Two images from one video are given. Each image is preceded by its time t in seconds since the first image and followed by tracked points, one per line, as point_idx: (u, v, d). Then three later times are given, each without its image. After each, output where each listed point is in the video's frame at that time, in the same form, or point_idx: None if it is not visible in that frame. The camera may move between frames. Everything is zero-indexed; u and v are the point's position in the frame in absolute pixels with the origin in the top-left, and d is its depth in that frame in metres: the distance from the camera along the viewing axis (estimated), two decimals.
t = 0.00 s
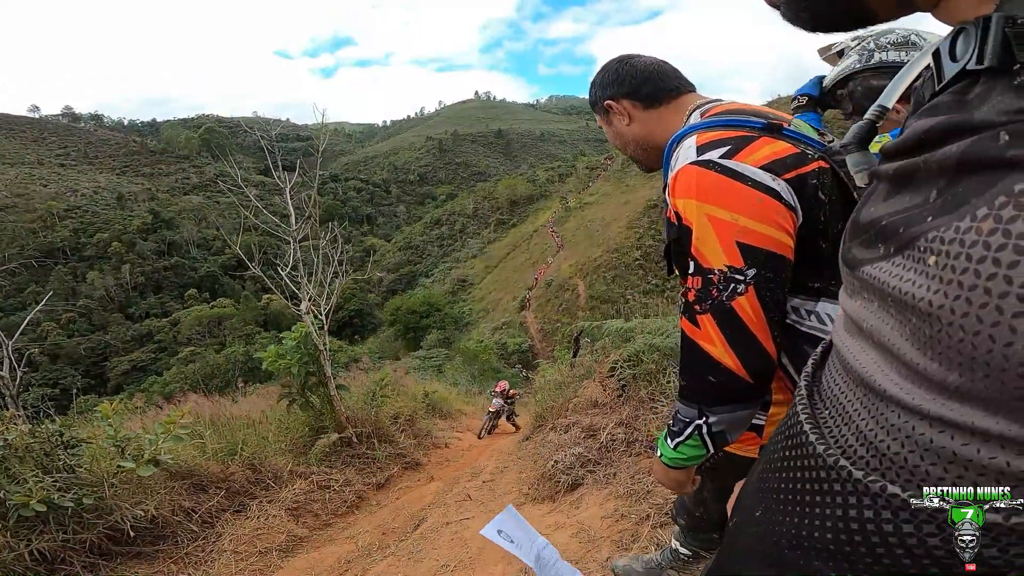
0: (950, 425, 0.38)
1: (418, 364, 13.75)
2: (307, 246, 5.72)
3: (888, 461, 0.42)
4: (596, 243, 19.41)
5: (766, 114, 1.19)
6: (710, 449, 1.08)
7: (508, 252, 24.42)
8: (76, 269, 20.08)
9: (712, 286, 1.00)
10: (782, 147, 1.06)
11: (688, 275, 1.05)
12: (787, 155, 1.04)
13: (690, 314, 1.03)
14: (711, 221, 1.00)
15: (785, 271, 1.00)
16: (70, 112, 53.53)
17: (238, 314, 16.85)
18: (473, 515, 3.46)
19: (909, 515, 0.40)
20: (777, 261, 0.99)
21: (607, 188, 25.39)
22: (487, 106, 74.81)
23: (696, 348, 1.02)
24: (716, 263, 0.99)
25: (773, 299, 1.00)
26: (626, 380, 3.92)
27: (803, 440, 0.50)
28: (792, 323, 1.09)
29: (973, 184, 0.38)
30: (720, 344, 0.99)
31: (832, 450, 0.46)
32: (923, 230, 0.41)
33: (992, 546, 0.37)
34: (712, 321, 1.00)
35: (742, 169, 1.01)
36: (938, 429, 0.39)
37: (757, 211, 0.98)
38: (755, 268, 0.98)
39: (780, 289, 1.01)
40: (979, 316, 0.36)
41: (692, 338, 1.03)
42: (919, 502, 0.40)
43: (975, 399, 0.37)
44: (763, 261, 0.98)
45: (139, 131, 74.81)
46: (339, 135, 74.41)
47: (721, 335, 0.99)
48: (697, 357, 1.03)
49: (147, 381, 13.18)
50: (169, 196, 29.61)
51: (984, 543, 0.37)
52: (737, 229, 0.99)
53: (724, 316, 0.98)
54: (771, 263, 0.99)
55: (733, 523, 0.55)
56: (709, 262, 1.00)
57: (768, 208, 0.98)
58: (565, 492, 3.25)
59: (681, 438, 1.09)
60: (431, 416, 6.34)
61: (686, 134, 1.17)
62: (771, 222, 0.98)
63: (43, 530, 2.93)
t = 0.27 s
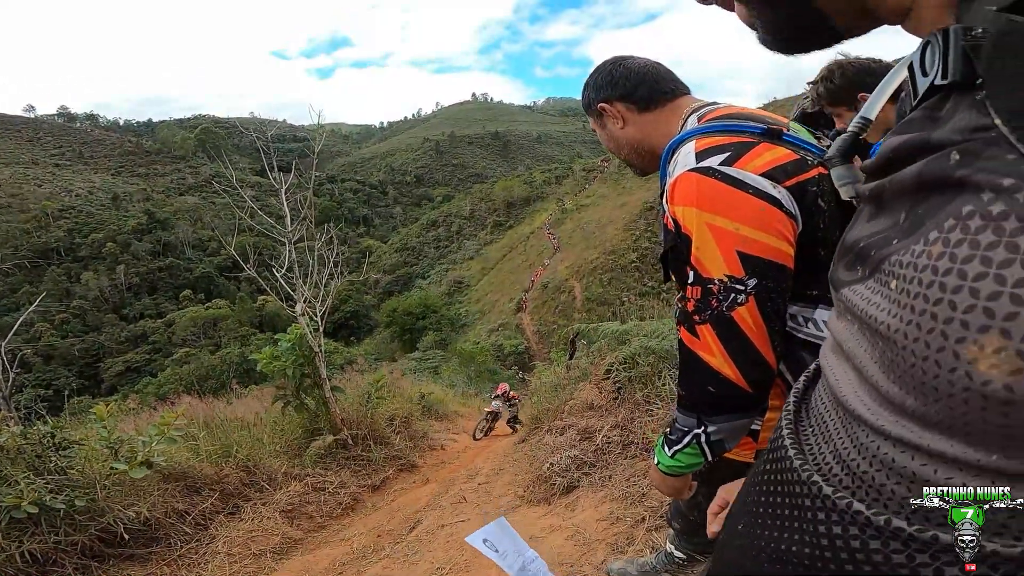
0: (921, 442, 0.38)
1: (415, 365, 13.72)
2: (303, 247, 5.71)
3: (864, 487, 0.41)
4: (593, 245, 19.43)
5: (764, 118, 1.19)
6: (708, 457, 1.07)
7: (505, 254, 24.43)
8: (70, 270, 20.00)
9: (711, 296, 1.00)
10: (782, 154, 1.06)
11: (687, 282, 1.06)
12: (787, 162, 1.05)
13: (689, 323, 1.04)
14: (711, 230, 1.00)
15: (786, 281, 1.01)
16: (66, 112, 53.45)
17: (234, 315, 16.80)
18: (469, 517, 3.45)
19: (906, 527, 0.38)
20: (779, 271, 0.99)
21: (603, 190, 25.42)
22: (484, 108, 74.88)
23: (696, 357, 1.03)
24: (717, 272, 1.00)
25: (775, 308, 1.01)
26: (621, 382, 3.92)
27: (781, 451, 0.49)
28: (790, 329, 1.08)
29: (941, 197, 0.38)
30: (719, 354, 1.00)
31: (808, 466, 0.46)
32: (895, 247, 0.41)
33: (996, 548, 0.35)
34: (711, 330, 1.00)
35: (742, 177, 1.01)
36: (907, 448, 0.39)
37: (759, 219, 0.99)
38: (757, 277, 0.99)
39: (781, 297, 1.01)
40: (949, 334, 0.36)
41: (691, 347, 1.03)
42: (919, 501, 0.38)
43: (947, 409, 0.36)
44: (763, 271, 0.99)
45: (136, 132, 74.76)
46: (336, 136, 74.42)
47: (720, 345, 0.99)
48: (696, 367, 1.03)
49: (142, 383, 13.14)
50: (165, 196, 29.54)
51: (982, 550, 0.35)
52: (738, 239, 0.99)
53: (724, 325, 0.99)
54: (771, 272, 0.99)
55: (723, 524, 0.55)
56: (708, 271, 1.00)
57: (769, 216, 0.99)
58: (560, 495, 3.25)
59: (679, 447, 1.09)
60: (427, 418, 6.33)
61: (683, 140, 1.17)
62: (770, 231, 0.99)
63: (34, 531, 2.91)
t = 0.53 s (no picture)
0: (884, 478, 0.43)
1: (410, 366, 13.70)
2: (298, 248, 5.69)
3: (855, 529, 0.45)
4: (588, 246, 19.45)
5: (761, 123, 1.19)
6: (701, 461, 1.12)
7: (500, 255, 24.44)
8: (62, 270, 19.88)
9: (707, 305, 1.02)
10: (780, 160, 1.06)
11: (686, 289, 1.06)
12: (784, 168, 1.05)
13: (686, 331, 1.05)
14: (709, 237, 1.01)
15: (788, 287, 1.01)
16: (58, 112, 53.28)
17: (228, 316, 16.73)
18: (466, 519, 3.44)
19: (930, 531, 0.41)
20: (779, 278, 0.99)
21: (599, 190, 25.44)
22: (480, 109, 74.96)
23: (693, 363, 1.05)
24: (714, 280, 1.01)
25: (774, 315, 1.01)
26: (619, 382, 3.93)
27: (783, 502, 0.54)
28: (786, 333, 1.02)
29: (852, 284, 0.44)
30: (715, 361, 1.01)
31: (808, 514, 0.50)
32: (831, 329, 0.46)
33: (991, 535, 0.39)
34: (707, 337, 1.01)
35: (740, 184, 1.02)
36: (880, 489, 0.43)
37: (757, 226, 0.99)
38: (754, 286, 0.99)
39: (781, 304, 1.01)
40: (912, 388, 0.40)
41: (689, 355, 1.05)
42: (919, 503, 0.41)
43: (921, 440, 0.40)
44: (761, 279, 0.99)
45: (129, 132, 74.51)
46: (331, 137, 74.34)
47: (717, 353, 1.01)
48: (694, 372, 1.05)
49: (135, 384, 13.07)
50: (158, 197, 29.41)
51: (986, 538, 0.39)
52: (736, 247, 1.00)
53: (720, 333, 1.00)
54: (771, 281, 0.99)
55: (752, 565, 0.58)
56: (706, 279, 1.02)
57: (769, 224, 0.99)
58: (557, 496, 3.25)
59: (674, 451, 1.12)
60: (423, 419, 6.33)
61: (680, 146, 1.17)
62: (767, 239, 0.99)
63: (27, 534, 2.89)
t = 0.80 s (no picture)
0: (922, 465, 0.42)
1: (405, 365, 13.68)
2: (295, 246, 5.66)
3: (884, 504, 0.45)
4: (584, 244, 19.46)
5: (761, 121, 1.19)
6: (719, 456, 1.24)
7: (495, 254, 24.44)
8: (55, 270, 19.74)
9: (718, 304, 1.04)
10: (782, 156, 1.06)
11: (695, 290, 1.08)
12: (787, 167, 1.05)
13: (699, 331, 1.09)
14: (716, 237, 1.02)
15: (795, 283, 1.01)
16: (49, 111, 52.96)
17: (222, 315, 16.65)
18: (466, 517, 3.43)
19: (923, 535, 0.43)
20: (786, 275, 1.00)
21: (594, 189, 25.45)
22: (475, 108, 74.95)
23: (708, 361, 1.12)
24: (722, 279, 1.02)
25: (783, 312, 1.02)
26: (616, 380, 3.93)
27: (818, 480, 0.54)
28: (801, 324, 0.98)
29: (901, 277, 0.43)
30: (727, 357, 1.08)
31: (843, 492, 0.50)
32: (876, 322, 0.46)
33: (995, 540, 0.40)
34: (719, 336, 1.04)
35: (745, 182, 1.02)
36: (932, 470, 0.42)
37: (763, 225, 1.00)
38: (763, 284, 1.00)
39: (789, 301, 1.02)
40: (954, 373, 0.40)
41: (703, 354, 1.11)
42: (917, 503, 0.43)
43: (950, 433, 0.40)
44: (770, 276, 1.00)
45: (121, 131, 74.07)
46: (325, 136, 74.15)
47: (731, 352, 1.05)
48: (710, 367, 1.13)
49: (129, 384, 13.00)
50: (151, 196, 29.23)
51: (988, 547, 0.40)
52: (743, 245, 1.01)
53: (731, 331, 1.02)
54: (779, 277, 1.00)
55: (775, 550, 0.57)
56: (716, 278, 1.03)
57: (774, 222, 0.99)
58: (557, 493, 3.26)
59: (692, 446, 1.25)
60: (421, 418, 6.32)
61: (682, 148, 1.17)
62: (773, 236, 1.00)
63: (25, 535, 2.88)
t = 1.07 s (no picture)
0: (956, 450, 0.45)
1: (403, 364, 13.68)
2: (293, 246, 5.66)
3: (900, 486, 0.48)
4: (581, 243, 19.51)
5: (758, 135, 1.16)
6: (729, 462, 1.28)
7: (493, 253, 24.47)
8: (50, 270, 19.68)
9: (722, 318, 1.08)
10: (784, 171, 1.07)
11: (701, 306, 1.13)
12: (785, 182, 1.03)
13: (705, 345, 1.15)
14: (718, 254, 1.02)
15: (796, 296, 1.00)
16: (44, 110, 52.79)
17: (219, 315, 16.64)
18: (467, 517, 3.45)
19: (925, 515, 0.46)
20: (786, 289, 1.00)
21: (592, 187, 25.49)
22: (473, 106, 74.95)
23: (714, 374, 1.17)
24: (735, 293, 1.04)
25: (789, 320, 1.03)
26: (616, 380, 3.95)
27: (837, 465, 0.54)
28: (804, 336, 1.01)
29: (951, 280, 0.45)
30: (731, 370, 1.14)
31: (863, 475, 0.51)
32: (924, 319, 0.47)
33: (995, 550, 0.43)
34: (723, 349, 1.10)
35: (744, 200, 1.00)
36: (959, 448, 0.45)
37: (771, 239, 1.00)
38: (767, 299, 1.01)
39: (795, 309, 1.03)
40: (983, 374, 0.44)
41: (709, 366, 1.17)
42: (916, 504, 0.46)
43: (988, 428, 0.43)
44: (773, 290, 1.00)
45: (117, 130, 73.96)
46: (322, 135, 74.13)
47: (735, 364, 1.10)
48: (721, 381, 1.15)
49: (127, 384, 13.00)
50: (147, 196, 29.19)
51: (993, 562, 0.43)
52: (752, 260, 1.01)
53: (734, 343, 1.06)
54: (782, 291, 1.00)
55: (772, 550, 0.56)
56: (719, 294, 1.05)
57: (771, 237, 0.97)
58: (559, 493, 3.28)
59: (703, 454, 1.29)
60: (420, 417, 6.34)
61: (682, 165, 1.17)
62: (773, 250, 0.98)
63: (26, 537, 2.88)
